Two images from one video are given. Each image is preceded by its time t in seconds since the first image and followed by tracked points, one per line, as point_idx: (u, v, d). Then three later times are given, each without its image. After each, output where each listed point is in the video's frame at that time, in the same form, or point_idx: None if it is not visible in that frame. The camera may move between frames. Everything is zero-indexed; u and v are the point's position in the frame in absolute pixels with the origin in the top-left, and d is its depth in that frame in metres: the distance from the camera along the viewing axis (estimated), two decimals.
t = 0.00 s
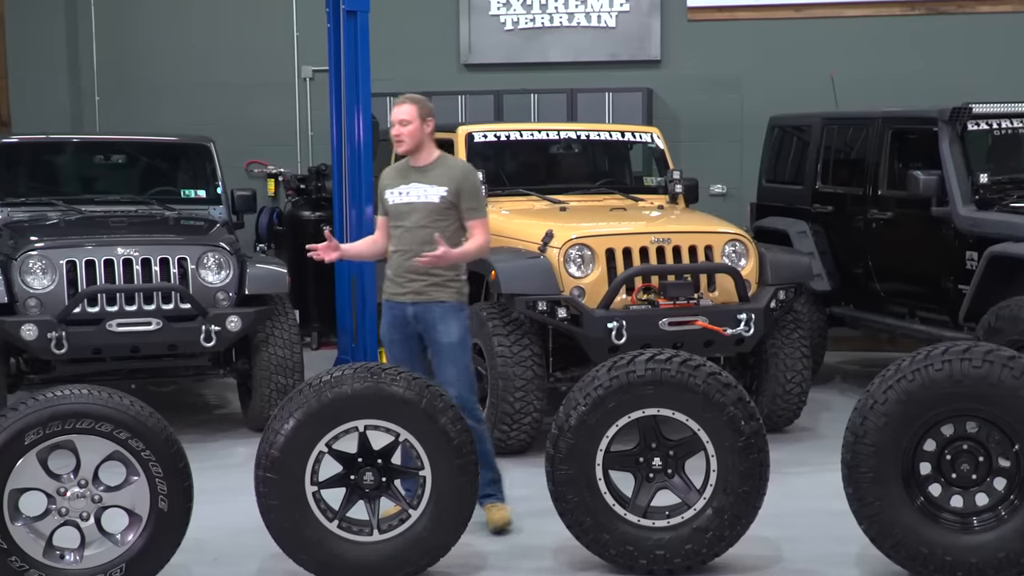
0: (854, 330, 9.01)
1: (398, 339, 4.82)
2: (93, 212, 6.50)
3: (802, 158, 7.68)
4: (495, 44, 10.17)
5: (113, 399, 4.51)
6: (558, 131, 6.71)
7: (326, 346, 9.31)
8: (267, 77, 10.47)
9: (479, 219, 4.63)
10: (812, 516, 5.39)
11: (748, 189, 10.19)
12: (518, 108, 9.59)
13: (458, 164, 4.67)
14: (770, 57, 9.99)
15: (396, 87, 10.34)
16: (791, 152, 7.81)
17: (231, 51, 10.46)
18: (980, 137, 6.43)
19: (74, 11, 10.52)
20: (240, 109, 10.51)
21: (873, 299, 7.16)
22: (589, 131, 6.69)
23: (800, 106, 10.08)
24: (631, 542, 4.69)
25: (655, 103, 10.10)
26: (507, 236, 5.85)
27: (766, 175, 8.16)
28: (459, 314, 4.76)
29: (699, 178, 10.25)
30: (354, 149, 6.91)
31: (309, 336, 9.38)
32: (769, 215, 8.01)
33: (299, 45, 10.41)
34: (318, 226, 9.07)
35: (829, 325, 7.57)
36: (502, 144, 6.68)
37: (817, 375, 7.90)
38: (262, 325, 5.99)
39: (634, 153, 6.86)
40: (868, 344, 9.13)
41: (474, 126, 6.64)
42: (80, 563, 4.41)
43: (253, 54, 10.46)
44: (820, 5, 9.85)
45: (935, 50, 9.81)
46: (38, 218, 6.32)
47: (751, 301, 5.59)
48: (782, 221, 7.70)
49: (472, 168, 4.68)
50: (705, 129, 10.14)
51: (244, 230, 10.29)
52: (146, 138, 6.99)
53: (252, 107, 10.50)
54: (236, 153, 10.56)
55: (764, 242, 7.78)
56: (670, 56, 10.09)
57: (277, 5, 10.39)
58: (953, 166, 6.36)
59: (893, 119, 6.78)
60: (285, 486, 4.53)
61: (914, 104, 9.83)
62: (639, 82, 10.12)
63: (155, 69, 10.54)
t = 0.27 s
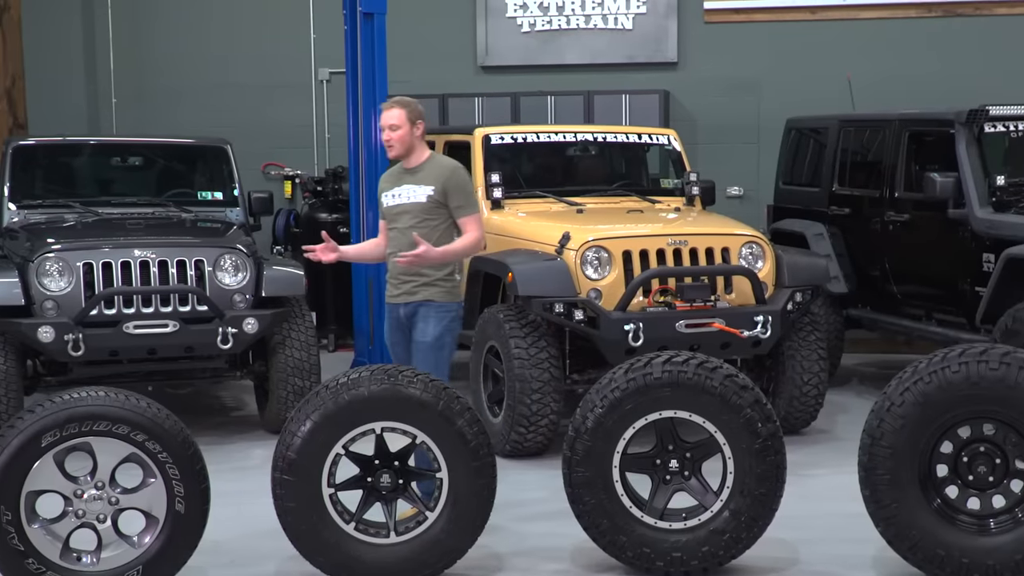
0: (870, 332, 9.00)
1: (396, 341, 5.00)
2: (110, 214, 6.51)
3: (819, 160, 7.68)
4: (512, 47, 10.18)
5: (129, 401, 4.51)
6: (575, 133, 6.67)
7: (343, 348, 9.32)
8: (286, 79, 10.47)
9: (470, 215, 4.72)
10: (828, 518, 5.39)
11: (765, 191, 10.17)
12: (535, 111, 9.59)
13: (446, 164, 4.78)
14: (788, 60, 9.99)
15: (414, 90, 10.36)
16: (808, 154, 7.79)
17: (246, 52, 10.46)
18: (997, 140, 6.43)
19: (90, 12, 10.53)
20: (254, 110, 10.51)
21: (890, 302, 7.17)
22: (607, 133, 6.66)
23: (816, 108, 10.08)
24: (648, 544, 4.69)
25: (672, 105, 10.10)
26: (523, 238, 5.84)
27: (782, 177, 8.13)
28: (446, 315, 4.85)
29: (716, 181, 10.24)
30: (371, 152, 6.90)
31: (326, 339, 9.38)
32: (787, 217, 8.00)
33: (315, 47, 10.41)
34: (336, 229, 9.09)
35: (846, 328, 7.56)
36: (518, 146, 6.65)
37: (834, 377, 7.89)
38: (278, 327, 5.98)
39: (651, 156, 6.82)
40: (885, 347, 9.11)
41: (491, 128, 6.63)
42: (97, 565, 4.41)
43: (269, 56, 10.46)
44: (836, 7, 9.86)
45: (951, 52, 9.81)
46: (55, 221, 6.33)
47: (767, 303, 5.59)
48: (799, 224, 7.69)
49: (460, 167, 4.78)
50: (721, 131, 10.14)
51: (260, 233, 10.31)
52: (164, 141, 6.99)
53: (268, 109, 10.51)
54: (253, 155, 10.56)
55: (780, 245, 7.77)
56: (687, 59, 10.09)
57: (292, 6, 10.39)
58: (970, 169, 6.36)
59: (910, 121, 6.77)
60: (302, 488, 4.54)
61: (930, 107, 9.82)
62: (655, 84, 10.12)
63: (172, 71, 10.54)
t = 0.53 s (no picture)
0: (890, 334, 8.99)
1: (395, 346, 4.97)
2: (130, 217, 6.52)
3: (840, 163, 7.68)
4: (532, 49, 10.22)
5: (149, 403, 4.51)
6: (595, 136, 6.67)
7: (363, 351, 9.34)
8: (304, 83, 10.50)
9: (464, 220, 4.61)
10: (848, 521, 5.39)
11: (785, 194, 10.18)
12: (555, 113, 9.62)
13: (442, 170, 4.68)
14: (809, 62, 10.01)
15: (434, 92, 10.39)
16: (829, 156, 7.80)
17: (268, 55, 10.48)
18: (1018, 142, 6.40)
19: (111, 12, 10.54)
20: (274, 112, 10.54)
21: (910, 304, 7.17)
22: (627, 136, 6.65)
23: (836, 111, 10.10)
24: (668, 547, 4.69)
25: (692, 107, 10.12)
26: (543, 240, 5.84)
27: (803, 179, 8.15)
28: (433, 324, 4.79)
29: (736, 183, 10.25)
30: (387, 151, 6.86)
31: (345, 341, 9.38)
32: (808, 219, 8.00)
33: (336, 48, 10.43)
34: (355, 231, 9.14)
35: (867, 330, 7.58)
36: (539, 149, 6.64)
37: (854, 380, 7.89)
38: (299, 330, 6.00)
39: (671, 159, 6.80)
40: (905, 349, 9.10)
41: (511, 131, 6.62)
42: (117, 568, 4.41)
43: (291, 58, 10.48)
44: (857, 9, 9.86)
45: (971, 54, 9.80)
46: (76, 223, 6.34)
47: (787, 306, 5.59)
48: (820, 226, 7.71)
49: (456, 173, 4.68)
50: (742, 133, 10.15)
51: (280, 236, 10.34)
52: (183, 143, 6.97)
53: (289, 112, 10.53)
54: (273, 158, 10.59)
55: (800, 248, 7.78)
56: (708, 61, 10.10)
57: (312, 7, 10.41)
58: (990, 171, 6.32)
59: (930, 123, 6.77)
60: (323, 491, 4.55)
61: (950, 109, 9.82)
62: (676, 86, 10.14)
63: (193, 72, 10.56)
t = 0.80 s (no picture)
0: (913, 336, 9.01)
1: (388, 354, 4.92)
2: (153, 220, 6.53)
3: (863, 165, 7.68)
4: (556, 52, 10.26)
5: (172, 406, 4.51)
6: (618, 139, 6.66)
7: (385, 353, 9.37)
8: (327, 83, 10.61)
9: (448, 233, 4.39)
10: (872, 523, 5.39)
11: (808, 197, 10.22)
12: (579, 116, 9.71)
13: (431, 178, 4.48)
14: (832, 64, 10.05)
15: (456, 95, 10.46)
16: (851, 159, 7.80)
17: (290, 56, 10.61)
18: None
19: (133, 14, 10.70)
20: (297, 114, 10.66)
21: (932, 306, 7.18)
22: (650, 138, 6.65)
23: (859, 113, 10.15)
24: (691, 549, 4.68)
25: (715, 110, 10.16)
26: (566, 243, 5.84)
27: (826, 181, 8.15)
28: (415, 335, 4.70)
29: (759, 186, 10.29)
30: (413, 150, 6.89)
31: (368, 344, 9.41)
32: (831, 221, 8.01)
33: (358, 52, 10.56)
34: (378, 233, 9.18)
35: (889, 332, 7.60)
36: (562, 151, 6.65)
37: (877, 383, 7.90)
38: (322, 332, 6.02)
39: (694, 161, 6.80)
40: (928, 352, 9.11)
41: (534, 134, 6.63)
42: (140, 570, 4.41)
43: (313, 59, 10.61)
44: (880, 12, 9.93)
45: (994, 57, 9.85)
46: (100, 226, 6.36)
47: (810, 308, 5.58)
48: (842, 229, 7.73)
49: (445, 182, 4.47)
50: (765, 136, 10.18)
51: (304, 238, 10.42)
52: (206, 145, 6.98)
53: (313, 114, 10.65)
54: (296, 160, 10.69)
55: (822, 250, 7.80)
56: (731, 63, 10.16)
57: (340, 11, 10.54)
58: (1014, 174, 6.25)
59: (953, 126, 6.76)
60: (345, 494, 4.54)
61: (972, 112, 9.86)
62: (699, 89, 10.18)
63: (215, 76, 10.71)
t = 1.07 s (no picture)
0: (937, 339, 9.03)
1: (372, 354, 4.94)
2: (179, 223, 6.53)
3: (887, 167, 7.68)
4: (580, 53, 10.37)
5: (197, 408, 4.51)
6: (643, 141, 6.66)
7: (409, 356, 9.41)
8: (352, 84, 10.72)
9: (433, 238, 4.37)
10: (896, 525, 5.39)
11: (833, 199, 10.36)
12: (604, 118, 9.82)
13: (418, 181, 4.43)
14: (856, 66, 10.19)
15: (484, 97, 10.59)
16: (877, 161, 7.78)
17: (318, 60, 10.70)
18: None
19: (158, 16, 10.83)
20: (324, 118, 10.76)
21: (957, 308, 7.15)
22: (675, 140, 6.64)
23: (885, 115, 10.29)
24: (716, 552, 4.68)
25: (741, 112, 10.29)
26: (590, 245, 5.85)
27: (850, 184, 8.13)
28: (403, 336, 4.73)
29: (782, 188, 10.44)
30: (438, 159, 6.17)
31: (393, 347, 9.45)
32: (855, 224, 8.00)
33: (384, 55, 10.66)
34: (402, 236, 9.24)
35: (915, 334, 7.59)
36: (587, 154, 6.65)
37: (902, 385, 7.91)
38: (347, 335, 5.98)
39: (719, 163, 6.80)
40: (954, 354, 9.12)
41: (559, 136, 6.63)
42: (165, 572, 4.41)
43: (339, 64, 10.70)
44: (904, 14, 10.06)
45: (1016, 59, 9.98)
46: (124, 228, 6.37)
47: (835, 311, 5.57)
48: (867, 231, 7.73)
49: (432, 185, 4.42)
50: (790, 138, 10.33)
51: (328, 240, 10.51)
52: (231, 148, 6.98)
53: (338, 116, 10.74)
54: (322, 162, 10.75)
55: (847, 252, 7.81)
56: (756, 66, 10.28)
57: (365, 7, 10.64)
58: None
59: (978, 128, 6.77)
60: (370, 496, 4.54)
61: (997, 113, 10.00)
62: (723, 91, 10.32)
63: (240, 80, 10.82)
